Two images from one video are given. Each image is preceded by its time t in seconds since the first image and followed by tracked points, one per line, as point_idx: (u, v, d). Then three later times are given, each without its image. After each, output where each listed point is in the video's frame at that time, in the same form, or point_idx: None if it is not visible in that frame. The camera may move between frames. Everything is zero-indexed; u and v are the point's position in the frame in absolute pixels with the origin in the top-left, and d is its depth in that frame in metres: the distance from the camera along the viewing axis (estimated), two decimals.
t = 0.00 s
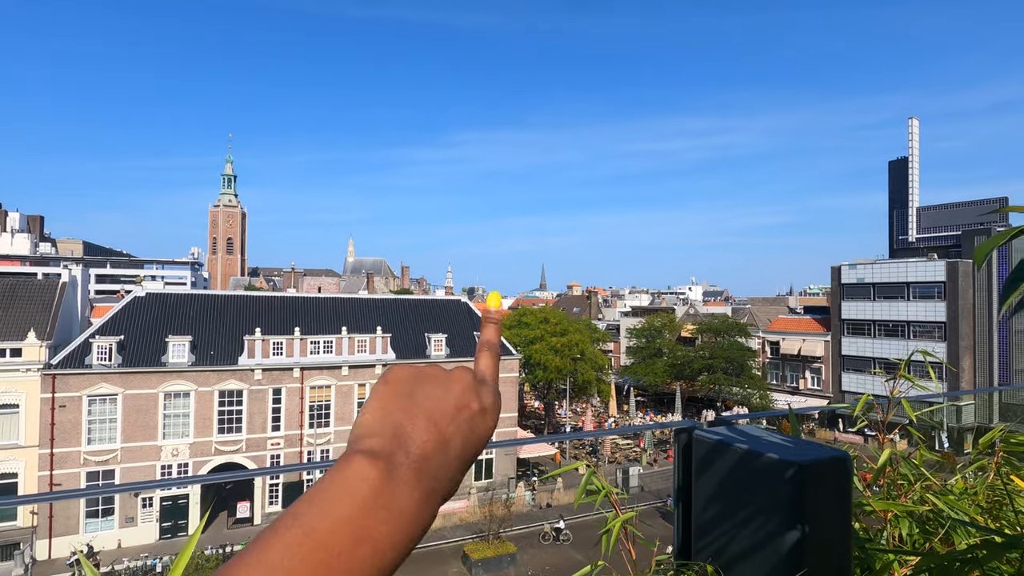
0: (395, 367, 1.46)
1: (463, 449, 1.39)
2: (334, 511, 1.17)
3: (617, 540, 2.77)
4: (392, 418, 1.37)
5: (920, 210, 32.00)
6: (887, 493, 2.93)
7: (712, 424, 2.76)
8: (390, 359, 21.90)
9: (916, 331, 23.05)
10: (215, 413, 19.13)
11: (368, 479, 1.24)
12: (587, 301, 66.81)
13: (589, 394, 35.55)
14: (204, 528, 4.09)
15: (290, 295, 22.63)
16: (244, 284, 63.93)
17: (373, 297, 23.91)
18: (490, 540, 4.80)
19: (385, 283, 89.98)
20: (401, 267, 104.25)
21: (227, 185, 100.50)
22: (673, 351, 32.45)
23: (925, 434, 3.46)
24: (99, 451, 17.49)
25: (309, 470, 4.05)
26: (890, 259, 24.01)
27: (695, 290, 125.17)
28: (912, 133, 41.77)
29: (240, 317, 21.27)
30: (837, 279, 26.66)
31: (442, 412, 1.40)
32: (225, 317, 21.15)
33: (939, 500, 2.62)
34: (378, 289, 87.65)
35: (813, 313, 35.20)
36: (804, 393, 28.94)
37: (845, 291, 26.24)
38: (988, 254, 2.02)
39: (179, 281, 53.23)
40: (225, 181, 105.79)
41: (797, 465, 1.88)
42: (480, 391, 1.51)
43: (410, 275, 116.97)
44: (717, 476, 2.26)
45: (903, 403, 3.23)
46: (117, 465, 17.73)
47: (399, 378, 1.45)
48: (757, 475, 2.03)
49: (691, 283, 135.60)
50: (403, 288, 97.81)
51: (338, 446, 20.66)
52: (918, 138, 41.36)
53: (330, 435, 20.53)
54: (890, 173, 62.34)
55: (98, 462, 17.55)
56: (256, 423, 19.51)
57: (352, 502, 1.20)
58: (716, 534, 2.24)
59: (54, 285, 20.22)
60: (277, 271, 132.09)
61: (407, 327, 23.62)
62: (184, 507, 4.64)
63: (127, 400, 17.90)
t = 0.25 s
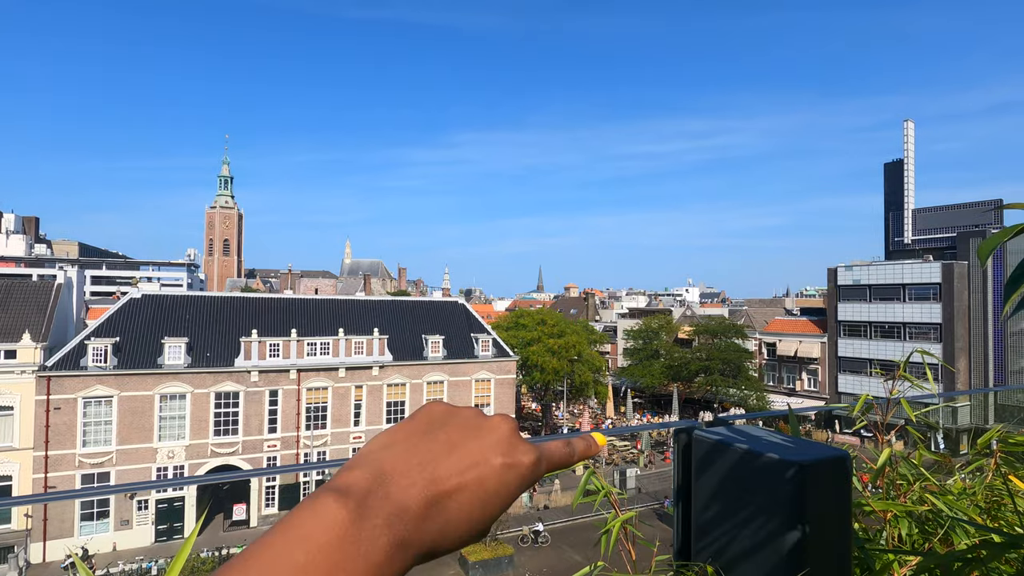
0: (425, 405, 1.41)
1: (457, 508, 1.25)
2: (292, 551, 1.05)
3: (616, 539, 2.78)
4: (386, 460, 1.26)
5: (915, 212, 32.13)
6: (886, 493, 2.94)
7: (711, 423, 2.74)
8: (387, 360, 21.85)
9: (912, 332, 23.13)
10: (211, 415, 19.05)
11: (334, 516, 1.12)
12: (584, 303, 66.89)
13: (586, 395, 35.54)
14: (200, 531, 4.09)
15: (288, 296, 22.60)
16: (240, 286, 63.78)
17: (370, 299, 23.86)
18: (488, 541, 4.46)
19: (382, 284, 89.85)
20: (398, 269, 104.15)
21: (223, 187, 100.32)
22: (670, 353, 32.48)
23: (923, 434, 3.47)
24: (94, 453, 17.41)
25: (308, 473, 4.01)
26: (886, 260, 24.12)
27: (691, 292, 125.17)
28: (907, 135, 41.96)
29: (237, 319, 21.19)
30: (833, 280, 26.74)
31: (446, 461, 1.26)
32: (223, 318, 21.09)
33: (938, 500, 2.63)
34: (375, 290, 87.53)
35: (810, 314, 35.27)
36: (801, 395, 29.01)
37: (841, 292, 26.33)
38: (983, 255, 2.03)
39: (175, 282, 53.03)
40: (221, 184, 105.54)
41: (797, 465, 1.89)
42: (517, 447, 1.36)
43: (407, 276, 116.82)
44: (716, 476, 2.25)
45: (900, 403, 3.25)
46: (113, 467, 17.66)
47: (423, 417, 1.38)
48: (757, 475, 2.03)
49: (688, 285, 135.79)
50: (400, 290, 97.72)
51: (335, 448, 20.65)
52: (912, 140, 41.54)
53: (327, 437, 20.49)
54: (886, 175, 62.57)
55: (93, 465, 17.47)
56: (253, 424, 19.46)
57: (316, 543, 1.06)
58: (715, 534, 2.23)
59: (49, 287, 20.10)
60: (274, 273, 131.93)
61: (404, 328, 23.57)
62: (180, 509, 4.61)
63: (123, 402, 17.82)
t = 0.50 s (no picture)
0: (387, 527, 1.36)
1: None
2: None
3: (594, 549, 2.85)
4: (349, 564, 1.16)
5: (910, 213, 32.25)
6: (875, 498, 2.95)
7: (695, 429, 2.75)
8: (384, 362, 21.80)
9: (907, 333, 23.21)
10: (207, 417, 18.96)
11: None
12: (581, 305, 66.94)
13: (583, 397, 35.53)
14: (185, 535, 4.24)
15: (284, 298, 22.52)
16: (237, 287, 63.53)
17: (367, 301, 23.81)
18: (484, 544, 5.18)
19: (379, 286, 89.69)
20: (395, 270, 103.96)
21: (219, 188, 99.96)
22: (666, 354, 32.50)
23: (913, 437, 3.48)
24: (89, 455, 17.35)
25: (303, 479, 3.98)
26: (882, 262, 24.19)
27: (688, 294, 125.21)
28: (903, 137, 42.12)
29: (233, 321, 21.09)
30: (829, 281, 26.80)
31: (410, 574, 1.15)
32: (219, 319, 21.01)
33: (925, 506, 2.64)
34: (371, 291, 87.34)
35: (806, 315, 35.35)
36: (797, 396, 29.06)
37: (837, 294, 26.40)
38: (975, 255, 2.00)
39: (171, 283, 52.81)
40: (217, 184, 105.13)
41: (779, 473, 1.89)
42: None
43: (404, 277, 116.60)
44: (701, 483, 2.25)
45: (889, 408, 3.26)
46: (107, 470, 17.60)
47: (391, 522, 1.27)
48: (740, 484, 2.03)
49: (685, 286, 135.96)
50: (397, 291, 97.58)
51: (331, 450, 20.60)
52: (908, 142, 41.70)
53: (323, 439, 20.45)
54: (882, 177, 62.73)
55: (88, 467, 17.40)
56: (248, 427, 19.39)
57: None
58: (701, 541, 2.23)
59: (43, 288, 19.99)
60: (271, 274, 131.51)
61: (401, 330, 23.53)
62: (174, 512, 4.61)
63: (117, 404, 17.75)
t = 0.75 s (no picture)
0: None
1: None
2: None
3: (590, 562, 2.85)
4: None
5: (906, 215, 32.36)
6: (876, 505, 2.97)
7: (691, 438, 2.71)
8: (381, 363, 21.76)
9: (903, 335, 23.30)
10: (203, 418, 18.90)
11: None
12: (578, 306, 67.00)
13: (580, 398, 35.53)
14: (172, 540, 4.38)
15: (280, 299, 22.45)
16: (233, 287, 63.36)
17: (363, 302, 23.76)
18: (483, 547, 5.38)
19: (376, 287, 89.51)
20: (392, 270, 103.81)
21: (216, 188, 99.71)
22: (663, 356, 32.53)
23: (912, 441, 3.50)
24: (83, 457, 17.28)
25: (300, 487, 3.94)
26: (878, 264, 24.28)
27: (684, 295, 125.27)
28: (898, 139, 42.32)
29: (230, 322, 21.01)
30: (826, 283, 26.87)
31: None
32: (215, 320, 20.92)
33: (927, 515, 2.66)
34: (368, 292, 87.18)
35: (803, 317, 35.44)
36: (793, 397, 29.12)
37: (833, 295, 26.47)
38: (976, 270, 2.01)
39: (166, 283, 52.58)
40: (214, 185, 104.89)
41: (781, 483, 1.88)
42: None
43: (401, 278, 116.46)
44: (700, 491, 2.24)
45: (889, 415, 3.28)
46: (102, 471, 17.53)
47: None
48: (740, 493, 2.03)
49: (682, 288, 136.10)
50: (395, 292, 97.48)
51: (328, 452, 20.58)
52: (904, 144, 41.90)
53: (320, 440, 20.43)
54: (878, 179, 62.93)
55: (82, 468, 17.33)
56: (244, 428, 19.34)
57: None
58: (700, 551, 2.22)
59: (38, 288, 19.87)
60: (267, 275, 131.31)
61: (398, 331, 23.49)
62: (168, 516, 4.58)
63: (113, 405, 17.68)
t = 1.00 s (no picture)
0: None
1: None
2: None
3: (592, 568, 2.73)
4: None
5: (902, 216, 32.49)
6: (878, 507, 2.97)
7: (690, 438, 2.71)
8: (378, 363, 21.73)
9: (899, 335, 23.38)
10: (199, 418, 18.84)
11: None
12: (575, 306, 67.03)
13: (577, 398, 35.53)
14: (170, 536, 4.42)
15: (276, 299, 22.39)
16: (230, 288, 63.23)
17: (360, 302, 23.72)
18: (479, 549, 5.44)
19: (373, 288, 89.44)
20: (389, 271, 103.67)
21: (212, 189, 99.46)
22: (660, 356, 32.56)
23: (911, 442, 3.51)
24: (79, 458, 17.19)
25: (296, 490, 3.90)
26: (874, 264, 24.38)
27: (681, 295, 125.63)
28: (894, 140, 42.51)
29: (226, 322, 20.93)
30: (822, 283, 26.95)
31: None
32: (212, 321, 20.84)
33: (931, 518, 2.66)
34: (365, 293, 87.05)
35: (800, 317, 35.54)
36: (790, 398, 29.19)
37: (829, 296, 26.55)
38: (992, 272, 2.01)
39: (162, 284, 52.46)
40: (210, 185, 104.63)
41: (785, 486, 1.88)
42: None
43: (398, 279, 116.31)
44: (702, 492, 2.24)
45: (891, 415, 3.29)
46: (97, 472, 17.45)
47: None
48: (743, 495, 2.03)
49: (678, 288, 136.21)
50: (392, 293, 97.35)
51: (325, 452, 20.54)
52: (899, 145, 42.08)
53: (316, 441, 20.40)
54: (874, 180, 63.13)
55: (78, 470, 17.24)
56: (241, 428, 19.28)
57: None
58: (702, 555, 2.21)
59: (33, 289, 19.76)
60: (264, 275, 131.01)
61: (395, 331, 23.47)
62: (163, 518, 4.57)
63: (108, 405, 17.60)
